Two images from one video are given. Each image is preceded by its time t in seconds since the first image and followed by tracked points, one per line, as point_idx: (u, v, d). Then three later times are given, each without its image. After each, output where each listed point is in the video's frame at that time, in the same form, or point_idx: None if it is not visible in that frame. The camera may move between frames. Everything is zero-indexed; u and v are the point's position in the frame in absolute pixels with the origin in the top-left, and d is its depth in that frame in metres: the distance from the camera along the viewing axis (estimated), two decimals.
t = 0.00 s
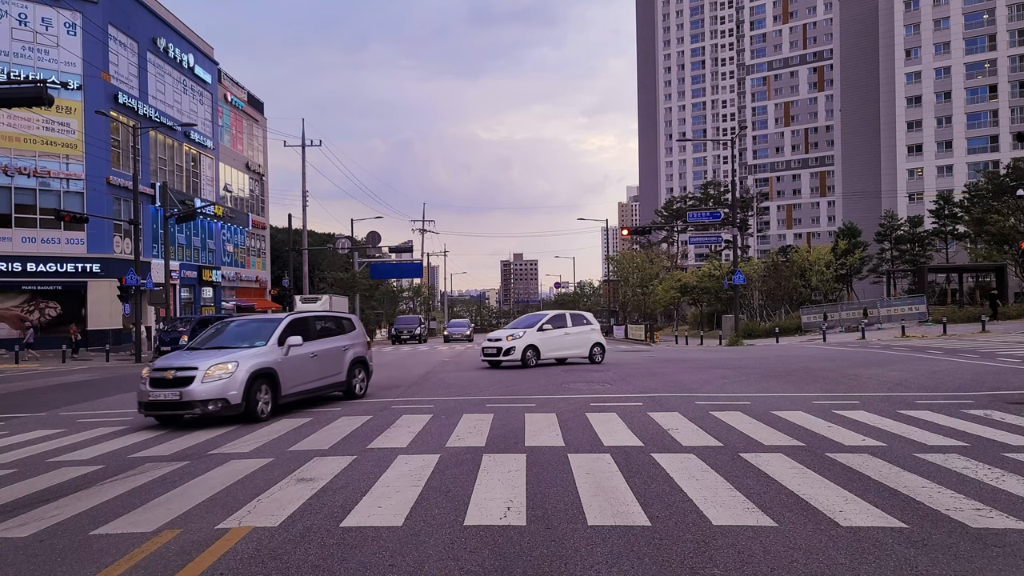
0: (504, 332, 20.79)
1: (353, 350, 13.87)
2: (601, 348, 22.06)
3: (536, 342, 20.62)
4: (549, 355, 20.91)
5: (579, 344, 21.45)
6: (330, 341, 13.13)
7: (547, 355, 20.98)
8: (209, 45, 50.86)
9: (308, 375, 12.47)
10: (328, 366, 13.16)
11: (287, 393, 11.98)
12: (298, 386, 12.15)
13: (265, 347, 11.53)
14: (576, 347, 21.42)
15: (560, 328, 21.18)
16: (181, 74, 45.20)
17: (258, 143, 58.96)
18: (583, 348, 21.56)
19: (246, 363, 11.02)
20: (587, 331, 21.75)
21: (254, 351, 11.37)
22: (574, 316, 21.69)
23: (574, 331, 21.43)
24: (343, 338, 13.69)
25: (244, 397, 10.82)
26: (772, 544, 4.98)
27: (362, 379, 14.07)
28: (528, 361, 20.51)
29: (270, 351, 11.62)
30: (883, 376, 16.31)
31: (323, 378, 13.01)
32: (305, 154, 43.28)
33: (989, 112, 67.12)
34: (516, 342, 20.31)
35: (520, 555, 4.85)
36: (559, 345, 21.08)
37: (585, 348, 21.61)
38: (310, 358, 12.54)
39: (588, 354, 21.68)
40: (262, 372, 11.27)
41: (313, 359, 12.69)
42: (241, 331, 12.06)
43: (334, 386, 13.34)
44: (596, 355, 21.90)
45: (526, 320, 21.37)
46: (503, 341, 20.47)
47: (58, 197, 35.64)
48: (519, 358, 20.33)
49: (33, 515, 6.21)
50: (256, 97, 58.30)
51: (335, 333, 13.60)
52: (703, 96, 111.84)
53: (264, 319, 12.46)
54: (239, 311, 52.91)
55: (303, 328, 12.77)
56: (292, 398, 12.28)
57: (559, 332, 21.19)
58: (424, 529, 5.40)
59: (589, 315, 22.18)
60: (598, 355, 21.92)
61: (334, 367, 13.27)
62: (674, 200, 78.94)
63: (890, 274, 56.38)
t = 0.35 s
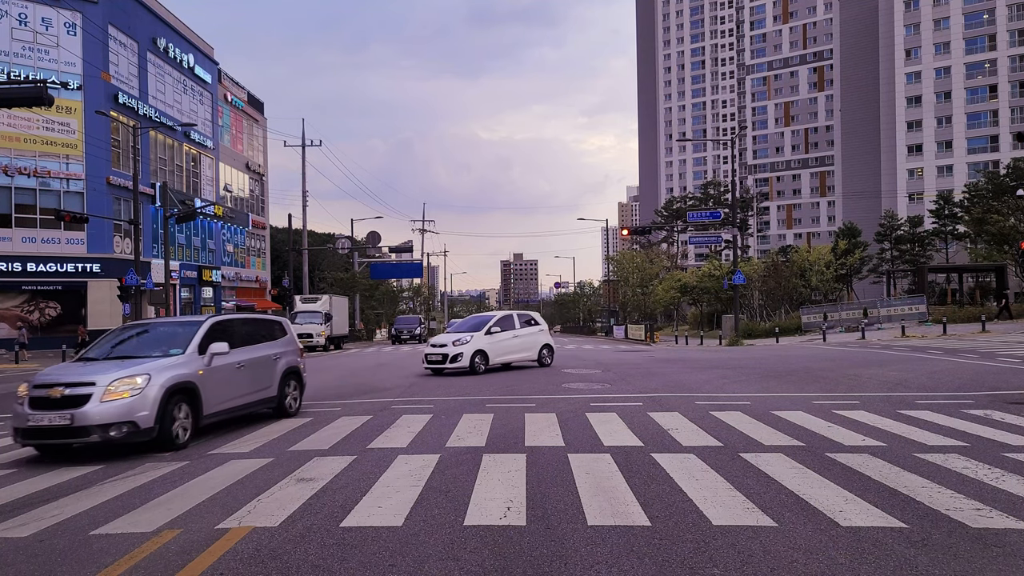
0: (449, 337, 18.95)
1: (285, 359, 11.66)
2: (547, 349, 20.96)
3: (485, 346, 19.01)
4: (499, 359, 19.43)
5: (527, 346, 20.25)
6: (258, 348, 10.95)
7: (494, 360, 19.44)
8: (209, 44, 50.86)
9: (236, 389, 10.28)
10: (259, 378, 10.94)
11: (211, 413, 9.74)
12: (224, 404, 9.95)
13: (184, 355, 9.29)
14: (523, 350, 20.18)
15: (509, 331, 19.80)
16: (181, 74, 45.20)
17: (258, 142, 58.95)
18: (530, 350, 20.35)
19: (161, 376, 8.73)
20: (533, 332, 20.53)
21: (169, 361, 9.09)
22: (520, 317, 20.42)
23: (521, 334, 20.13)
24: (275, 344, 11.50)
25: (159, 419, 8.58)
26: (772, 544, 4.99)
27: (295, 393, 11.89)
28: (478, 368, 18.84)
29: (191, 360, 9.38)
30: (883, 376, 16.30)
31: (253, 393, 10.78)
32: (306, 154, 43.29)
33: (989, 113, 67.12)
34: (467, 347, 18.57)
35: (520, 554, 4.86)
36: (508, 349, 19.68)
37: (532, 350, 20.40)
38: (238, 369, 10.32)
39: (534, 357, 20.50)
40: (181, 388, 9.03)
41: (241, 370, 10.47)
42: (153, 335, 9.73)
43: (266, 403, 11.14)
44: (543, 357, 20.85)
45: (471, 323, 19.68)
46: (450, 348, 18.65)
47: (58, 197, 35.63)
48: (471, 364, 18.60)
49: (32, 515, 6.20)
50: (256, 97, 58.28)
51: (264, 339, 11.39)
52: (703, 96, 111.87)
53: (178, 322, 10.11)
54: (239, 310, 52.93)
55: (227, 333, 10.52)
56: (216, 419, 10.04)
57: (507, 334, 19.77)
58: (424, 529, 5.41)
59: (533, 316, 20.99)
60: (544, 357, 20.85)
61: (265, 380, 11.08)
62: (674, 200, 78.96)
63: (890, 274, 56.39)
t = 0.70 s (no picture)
0: (395, 341, 16.90)
1: (196, 374, 9.21)
2: (499, 355, 19.19)
3: (435, 351, 17.06)
4: (449, 366, 17.52)
5: (479, 351, 18.44)
6: (160, 361, 8.47)
7: (444, 367, 17.46)
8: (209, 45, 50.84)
9: (129, 417, 7.82)
10: (162, 399, 8.46)
11: (92, 449, 7.24)
12: (110, 436, 7.47)
13: (50, 374, 6.80)
14: (475, 355, 18.35)
15: (459, 334, 17.93)
16: (181, 74, 45.20)
17: (258, 142, 58.94)
18: (481, 355, 18.51)
19: (12, 406, 6.24)
20: (485, 335, 18.71)
21: (31, 382, 6.62)
22: (471, 319, 18.59)
23: (472, 337, 18.29)
24: (182, 355, 9.01)
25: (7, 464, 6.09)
26: (772, 544, 4.99)
27: (206, 416, 9.44)
28: (428, 376, 16.87)
29: (61, 382, 6.89)
30: (883, 376, 16.29)
31: (153, 419, 8.30)
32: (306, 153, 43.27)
33: (989, 112, 67.12)
34: (416, 353, 16.59)
35: (520, 554, 4.86)
36: (459, 355, 17.81)
37: (483, 356, 18.60)
38: (132, 390, 7.85)
39: (485, 363, 18.71)
40: (45, 418, 6.53)
41: (137, 391, 7.99)
42: (11, 347, 7.21)
43: (170, 431, 8.67)
44: (494, 364, 19.10)
45: (418, 325, 17.69)
46: (395, 353, 16.55)
47: (58, 197, 35.65)
48: (419, 372, 16.62)
49: (32, 515, 6.21)
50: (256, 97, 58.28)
51: (169, 348, 8.90)
52: (703, 96, 111.86)
53: (48, 328, 7.60)
54: (239, 311, 52.93)
55: (118, 341, 8.04)
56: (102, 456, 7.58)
57: (458, 338, 17.91)
58: (424, 530, 5.40)
59: (484, 317, 19.18)
60: (496, 363, 19.11)
61: (170, 402, 8.60)
62: (674, 200, 78.93)
63: (890, 274, 56.36)
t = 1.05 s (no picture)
0: (339, 347, 14.89)
1: (41, 403, 6.56)
2: (449, 361, 17.43)
3: (384, 358, 15.18)
4: (399, 374, 15.66)
5: (429, 357, 16.66)
6: None
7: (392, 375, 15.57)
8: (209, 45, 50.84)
9: None
10: None
11: None
12: None
13: None
14: (425, 362, 16.54)
15: (409, 339, 16.10)
16: (181, 74, 45.20)
17: (258, 142, 58.95)
18: (432, 362, 16.71)
19: None
20: (435, 340, 16.94)
21: None
22: (421, 322, 16.76)
23: (422, 342, 16.48)
24: (16, 376, 6.37)
25: None
26: (772, 544, 4.98)
27: (61, 460, 6.79)
28: (376, 386, 14.96)
29: None
30: (883, 376, 16.30)
31: None
32: (305, 154, 43.27)
33: (989, 112, 67.12)
34: (365, 360, 14.65)
35: (520, 555, 4.85)
36: (409, 362, 15.99)
37: (433, 363, 16.81)
38: None
39: (436, 370, 16.92)
40: None
41: None
42: None
43: None
44: (444, 371, 17.33)
45: (364, 328, 15.74)
46: (341, 360, 14.51)
47: (58, 197, 35.65)
48: (367, 381, 14.67)
49: (32, 516, 6.21)
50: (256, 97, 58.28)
51: None
52: (703, 96, 111.89)
53: None
54: (239, 311, 52.94)
55: None
56: None
57: (408, 343, 16.08)
58: (424, 530, 5.40)
59: (434, 319, 17.40)
60: (446, 370, 17.34)
61: None
62: (674, 200, 78.87)
63: (890, 274, 56.32)
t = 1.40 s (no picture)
0: (278, 354, 12.92)
1: None
2: (398, 369, 15.70)
3: (331, 365, 13.34)
4: (348, 384, 13.85)
5: (378, 365, 14.90)
6: None
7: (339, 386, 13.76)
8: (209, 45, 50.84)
9: None
10: None
11: None
12: None
13: None
14: (375, 370, 14.77)
15: (358, 344, 14.31)
16: (181, 74, 45.20)
17: (258, 142, 58.96)
18: (380, 370, 14.96)
19: None
20: (384, 345, 15.21)
21: None
22: (368, 325, 14.96)
23: (371, 348, 14.75)
24: None
25: None
26: (772, 544, 4.99)
27: None
28: (323, 399, 13.11)
29: None
30: (883, 376, 16.29)
31: None
32: (306, 154, 43.30)
33: (989, 112, 67.12)
34: (311, 368, 12.76)
35: (520, 554, 4.86)
36: (358, 370, 14.20)
37: (383, 372, 15.05)
38: None
39: (385, 379, 15.17)
40: None
41: None
42: None
43: None
44: (395, 380, 15.58)
45: (307, 332, 13.81)
46: (282, 368, 12.55)
47: (58, 197, 35.65)
48: (314, 393, 12.79)
49: (32, 515, 6.21)
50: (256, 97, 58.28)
51: None
52: (703, 96, 111.89)
53: None
54: (239, 311, 52.95)
55: None
56: None
57: (356, 349, 14.28)
58: (424, 529, 5.41)
59: (383, 322, 15.62)
60: (397, 379, 15.60)
61: None
62: (674, 200, 78.86)
63: (890, 275, 56.31)
